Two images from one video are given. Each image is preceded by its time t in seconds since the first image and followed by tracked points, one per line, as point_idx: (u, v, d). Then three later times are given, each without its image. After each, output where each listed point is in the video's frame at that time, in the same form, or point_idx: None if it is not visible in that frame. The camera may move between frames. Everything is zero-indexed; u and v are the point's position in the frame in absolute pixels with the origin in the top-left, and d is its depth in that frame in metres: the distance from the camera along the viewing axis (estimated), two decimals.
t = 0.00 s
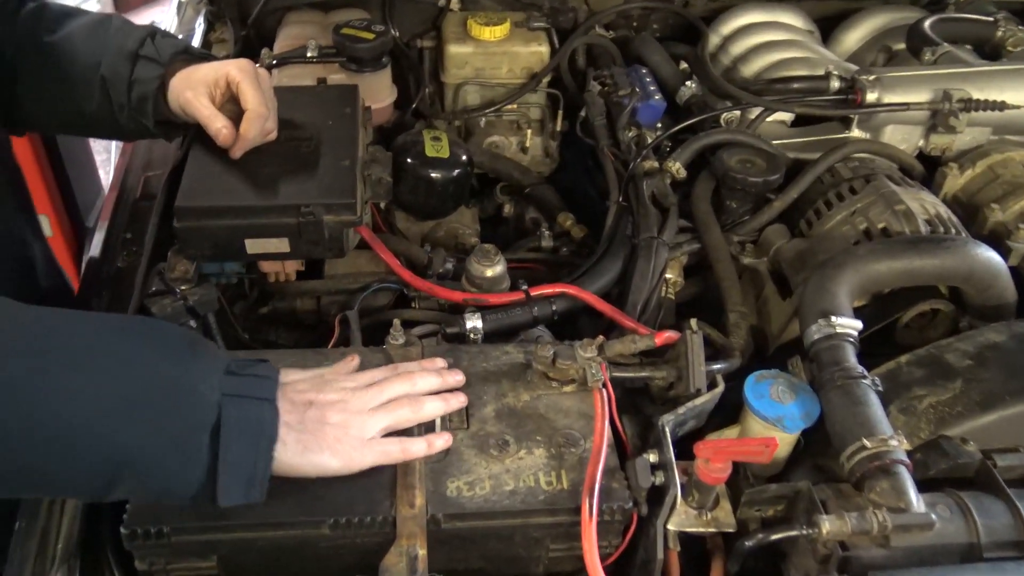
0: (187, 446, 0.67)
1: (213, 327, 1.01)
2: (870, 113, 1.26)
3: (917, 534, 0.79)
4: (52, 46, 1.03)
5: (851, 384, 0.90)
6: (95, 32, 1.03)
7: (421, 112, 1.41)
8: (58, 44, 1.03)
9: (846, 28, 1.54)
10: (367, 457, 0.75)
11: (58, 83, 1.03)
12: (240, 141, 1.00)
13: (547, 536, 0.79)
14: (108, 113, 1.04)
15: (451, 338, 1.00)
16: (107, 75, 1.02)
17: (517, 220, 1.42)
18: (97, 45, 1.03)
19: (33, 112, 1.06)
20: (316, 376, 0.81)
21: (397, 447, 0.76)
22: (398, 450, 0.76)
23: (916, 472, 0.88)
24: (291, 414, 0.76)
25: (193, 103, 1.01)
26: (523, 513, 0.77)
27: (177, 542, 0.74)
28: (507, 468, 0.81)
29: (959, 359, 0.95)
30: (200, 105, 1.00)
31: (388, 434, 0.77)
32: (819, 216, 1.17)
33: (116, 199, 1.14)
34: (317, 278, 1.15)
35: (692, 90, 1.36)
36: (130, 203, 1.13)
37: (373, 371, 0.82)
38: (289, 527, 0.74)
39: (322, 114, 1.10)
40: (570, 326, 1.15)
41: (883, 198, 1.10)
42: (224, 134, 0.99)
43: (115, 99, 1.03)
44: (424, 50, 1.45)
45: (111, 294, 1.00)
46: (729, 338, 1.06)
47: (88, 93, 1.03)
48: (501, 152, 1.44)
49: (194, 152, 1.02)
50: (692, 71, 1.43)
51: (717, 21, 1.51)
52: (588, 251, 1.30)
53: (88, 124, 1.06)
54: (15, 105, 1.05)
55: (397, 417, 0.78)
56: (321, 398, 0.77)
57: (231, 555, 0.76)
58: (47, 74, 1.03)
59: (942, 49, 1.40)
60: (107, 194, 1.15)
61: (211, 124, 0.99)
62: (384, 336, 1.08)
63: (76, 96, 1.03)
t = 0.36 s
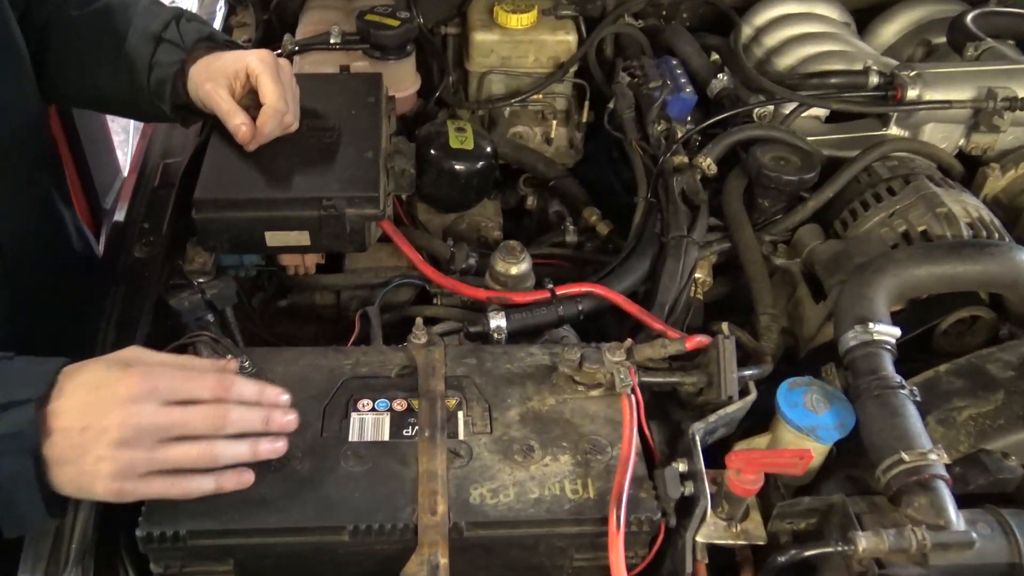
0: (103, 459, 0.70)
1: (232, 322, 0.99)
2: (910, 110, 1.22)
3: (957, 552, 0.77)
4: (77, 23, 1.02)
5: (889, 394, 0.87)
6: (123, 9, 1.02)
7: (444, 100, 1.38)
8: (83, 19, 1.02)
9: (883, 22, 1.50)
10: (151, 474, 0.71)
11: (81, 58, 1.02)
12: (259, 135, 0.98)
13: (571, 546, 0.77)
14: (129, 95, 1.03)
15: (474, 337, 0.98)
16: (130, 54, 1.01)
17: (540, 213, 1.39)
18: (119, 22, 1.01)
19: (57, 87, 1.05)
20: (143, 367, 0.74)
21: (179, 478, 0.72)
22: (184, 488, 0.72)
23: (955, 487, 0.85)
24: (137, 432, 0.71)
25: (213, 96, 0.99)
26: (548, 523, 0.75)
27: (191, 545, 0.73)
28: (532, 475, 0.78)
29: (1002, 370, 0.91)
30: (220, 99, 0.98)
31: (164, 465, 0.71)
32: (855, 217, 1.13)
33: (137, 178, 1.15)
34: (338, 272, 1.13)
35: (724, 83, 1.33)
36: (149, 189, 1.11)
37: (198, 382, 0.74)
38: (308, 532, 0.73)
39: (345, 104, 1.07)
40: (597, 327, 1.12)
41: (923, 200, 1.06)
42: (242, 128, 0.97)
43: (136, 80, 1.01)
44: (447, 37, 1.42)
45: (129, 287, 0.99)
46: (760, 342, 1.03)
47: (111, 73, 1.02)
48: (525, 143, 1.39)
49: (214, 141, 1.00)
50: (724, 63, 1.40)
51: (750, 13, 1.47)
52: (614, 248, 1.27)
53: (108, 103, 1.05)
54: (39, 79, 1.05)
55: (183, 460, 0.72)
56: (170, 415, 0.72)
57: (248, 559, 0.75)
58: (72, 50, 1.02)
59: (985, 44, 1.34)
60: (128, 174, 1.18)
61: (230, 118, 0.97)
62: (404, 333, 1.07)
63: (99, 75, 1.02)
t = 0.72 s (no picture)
0: (183, 406, 0.54)
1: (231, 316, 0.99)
2: (911, 109, 1.21)
3: (954, 554, 0.77)
4: (74, 9, 0.99)
5: (887, 395, 0.87)
6: None
7: (444, 92, 1.37)
8: (82, 7, 0.99)
9: (886, 16, 1.48)
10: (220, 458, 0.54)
11: (77, 45, 0.99)
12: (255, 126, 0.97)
13: (569, 544, 0.77)
14: (127, 86, 1.01)
15: (473, 333, 0.98)
16: (128, 43, 0.99)
17: (540, 207, 1.38)
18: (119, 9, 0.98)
19: (49, 70, 1.01)
20: (212, 297, 0.59)
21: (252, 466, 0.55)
22: (273, 481, 0.55)
23: (951, 487, 0.85)
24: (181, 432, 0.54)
25: (211, 85, 0.97)
26: (547, 521, 0.75)
27: (190, 543, 0.73)
28: (531, 474, 0.78)
29: (1000, 371, 0.92)
30: (219, 88, 0.97)
31: (269, 417, 0.55)
32: (855, 215, 1.12)
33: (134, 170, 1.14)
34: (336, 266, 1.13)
35: (725, 78, 1.31)
36: (146, 182, 1.11)
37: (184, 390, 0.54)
38: (307, 531, 0.73)
39: (345, 97, 1.06)
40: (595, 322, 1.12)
41: (925, 199, 1.06)
42: (239, 119, 0.95)
43: (135, 73, 1.00)
44: (448, 28, 1.41)
45: (126, 280, 0.98)
46: (759, 340, 1.03)
47: (109, 64, 1.00)
48: (525, 136, 1.39)
49: (214, 133, 0.99)
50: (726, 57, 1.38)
51: (752, 6, 1.46)
52: (613, 243, 1.26)
53: (102, 90, 1.02)
54: (29, 62, 1.01)
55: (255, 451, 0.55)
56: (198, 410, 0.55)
57: (246, 557, 0.75)
58: (70, 38, 0.99)
59: (988, 41, 1.34)
60: (126, 162, 1.16)
61: (228, 108, 0.96)
62: (404, 329, 1.06)
63: (96, 66, 1.00)
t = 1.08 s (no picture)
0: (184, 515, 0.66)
1: (222, 312, 1.00)
2: (893, 109, 1.24)
3: (927, 543, 0.79)
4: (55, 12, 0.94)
5: (865, 389, 0.89)
6: None
7: (434, 92, 1.38)
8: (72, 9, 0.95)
9: (872, 18, 1.51)
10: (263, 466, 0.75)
11: (68, 48, 0.95)
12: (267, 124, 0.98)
13: (555, 535, 0.78)
14: (122, 87, 0.98)
15: (461, 329, 0.99)
16: (121, 47, 0.96)
17: (529, 205, 1.40)
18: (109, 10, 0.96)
19: (33, 79, 0.97)
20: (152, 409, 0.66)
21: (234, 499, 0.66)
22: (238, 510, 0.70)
23: (928, 480, 0.86)
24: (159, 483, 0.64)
25: (206, 78, 0.96)
26: (531, 513, 0.77)
27: (180, 533, 0.74)
28: (516, 466, 0.80)
29: (977, 367, 0.93)
30: (216, 82, 0.95)
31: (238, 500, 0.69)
32: (838, 214, 1.15)
33: (126, 169, 1.13)
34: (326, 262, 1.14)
35: (711, 79, 1.33)
36: (138, 179, 1.12)
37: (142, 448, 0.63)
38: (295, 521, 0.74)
39: (336, 96, 1.07)
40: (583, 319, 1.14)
41: (905, 198, 1.08)
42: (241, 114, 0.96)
43: (129, 72, 0.97)
44: (439, 28, 1.43)
45: (118, 276, 0.99)
46: (742, 336, 1.05)
47: (104, 65, 0.96)
48: (515, 135, 1.40)
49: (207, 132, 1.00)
50: (712, 59, 1.40)
51: (739, 6, 1.47)
52: (601, 241, 1.28)
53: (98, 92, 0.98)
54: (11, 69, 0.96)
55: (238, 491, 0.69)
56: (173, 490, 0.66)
57: (235, 547, 0.77)
58: (55, 45, 0.95)
59: (970, 43, 1.36)
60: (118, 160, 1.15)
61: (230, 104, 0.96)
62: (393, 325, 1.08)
63: (90, 68, 0.97)
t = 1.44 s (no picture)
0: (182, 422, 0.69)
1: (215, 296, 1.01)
2: (883, 88, 1.24)
3: (913, 516, 0.79)
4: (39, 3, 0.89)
5: (852, 365, 0.89)
6: None
7: (425, 76, 1.38)
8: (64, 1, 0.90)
9: None
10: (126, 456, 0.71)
11: (56, 39, 0.90)
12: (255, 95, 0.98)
13: (543, 511, 0.79)
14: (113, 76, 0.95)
15: (452, 310, 1.00)
16: (113, 35, 0.93)
17: (521, 188, 1.40)
18: None
19: (20, 76, 0.91)
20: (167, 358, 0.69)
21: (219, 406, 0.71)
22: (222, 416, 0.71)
23: (914, 454, 0.87)
24: (111, 378, 0.65)
25: (197, 50, 0.96)
26: (521, 489, 0.78)
27: (174, 512, 0.75)
28: (506, 444, 0.80)
29: (963, 342, 0.94)
30: (206, 52, 0.96)
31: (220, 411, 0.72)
32: (827, 192, 1.15)
33: (116, 157, 1.12)
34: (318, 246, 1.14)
35: (701, 60, 1.33)
36: (129, 166, 1.12)
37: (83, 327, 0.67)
38: (286, 499, 0.75)
39: (326, 79, 1.07)
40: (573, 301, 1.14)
41: (892, 176, 1.09)
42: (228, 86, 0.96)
43: (121, 61, 0.94)
44: (430, 12, 1.41)
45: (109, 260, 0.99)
46: (732, 314, 1.05)
47: (95, 56, 0.93)
48: (506, 119, 1.40)
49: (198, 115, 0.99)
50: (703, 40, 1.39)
51: None
52: (592, 223, 1.28)
53: (93, 86, 0.95)
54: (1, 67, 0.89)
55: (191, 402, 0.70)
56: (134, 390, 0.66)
57: (228, 526, 0.78)
58: (46, 37, 0.89)
59: (959, 22, 1.37)
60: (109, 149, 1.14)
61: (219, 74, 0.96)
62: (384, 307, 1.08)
63: (80, 57, 0.92)
